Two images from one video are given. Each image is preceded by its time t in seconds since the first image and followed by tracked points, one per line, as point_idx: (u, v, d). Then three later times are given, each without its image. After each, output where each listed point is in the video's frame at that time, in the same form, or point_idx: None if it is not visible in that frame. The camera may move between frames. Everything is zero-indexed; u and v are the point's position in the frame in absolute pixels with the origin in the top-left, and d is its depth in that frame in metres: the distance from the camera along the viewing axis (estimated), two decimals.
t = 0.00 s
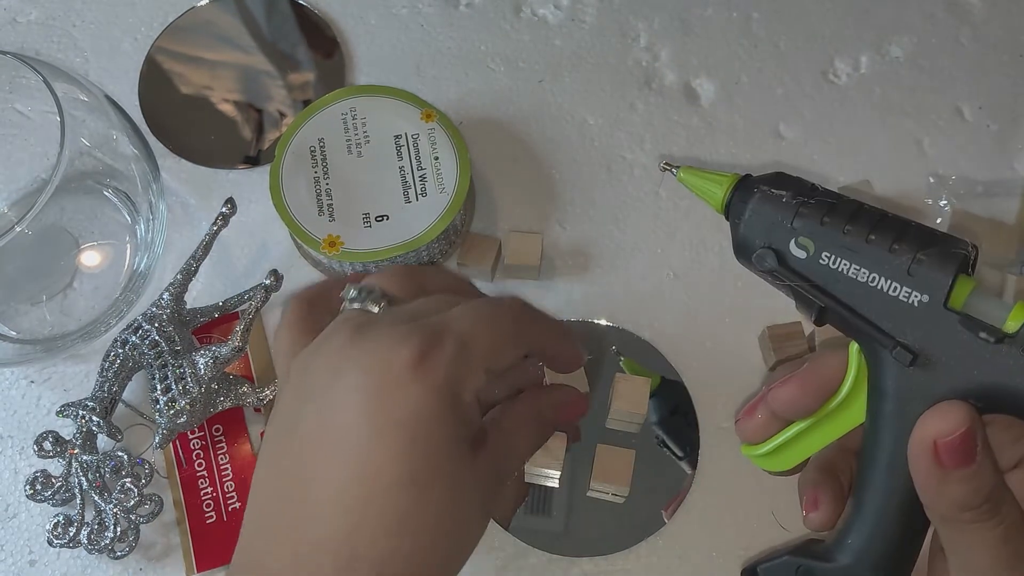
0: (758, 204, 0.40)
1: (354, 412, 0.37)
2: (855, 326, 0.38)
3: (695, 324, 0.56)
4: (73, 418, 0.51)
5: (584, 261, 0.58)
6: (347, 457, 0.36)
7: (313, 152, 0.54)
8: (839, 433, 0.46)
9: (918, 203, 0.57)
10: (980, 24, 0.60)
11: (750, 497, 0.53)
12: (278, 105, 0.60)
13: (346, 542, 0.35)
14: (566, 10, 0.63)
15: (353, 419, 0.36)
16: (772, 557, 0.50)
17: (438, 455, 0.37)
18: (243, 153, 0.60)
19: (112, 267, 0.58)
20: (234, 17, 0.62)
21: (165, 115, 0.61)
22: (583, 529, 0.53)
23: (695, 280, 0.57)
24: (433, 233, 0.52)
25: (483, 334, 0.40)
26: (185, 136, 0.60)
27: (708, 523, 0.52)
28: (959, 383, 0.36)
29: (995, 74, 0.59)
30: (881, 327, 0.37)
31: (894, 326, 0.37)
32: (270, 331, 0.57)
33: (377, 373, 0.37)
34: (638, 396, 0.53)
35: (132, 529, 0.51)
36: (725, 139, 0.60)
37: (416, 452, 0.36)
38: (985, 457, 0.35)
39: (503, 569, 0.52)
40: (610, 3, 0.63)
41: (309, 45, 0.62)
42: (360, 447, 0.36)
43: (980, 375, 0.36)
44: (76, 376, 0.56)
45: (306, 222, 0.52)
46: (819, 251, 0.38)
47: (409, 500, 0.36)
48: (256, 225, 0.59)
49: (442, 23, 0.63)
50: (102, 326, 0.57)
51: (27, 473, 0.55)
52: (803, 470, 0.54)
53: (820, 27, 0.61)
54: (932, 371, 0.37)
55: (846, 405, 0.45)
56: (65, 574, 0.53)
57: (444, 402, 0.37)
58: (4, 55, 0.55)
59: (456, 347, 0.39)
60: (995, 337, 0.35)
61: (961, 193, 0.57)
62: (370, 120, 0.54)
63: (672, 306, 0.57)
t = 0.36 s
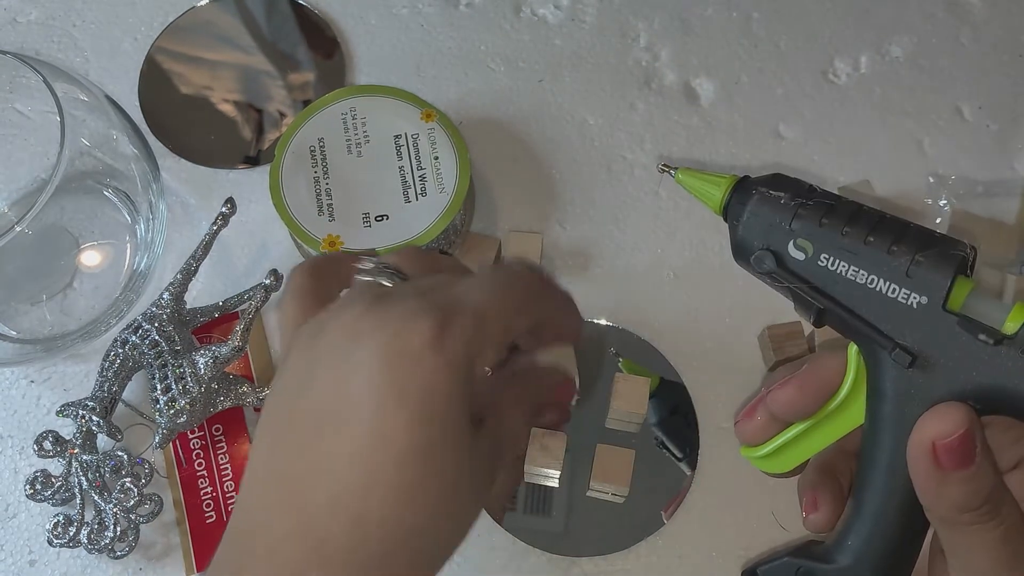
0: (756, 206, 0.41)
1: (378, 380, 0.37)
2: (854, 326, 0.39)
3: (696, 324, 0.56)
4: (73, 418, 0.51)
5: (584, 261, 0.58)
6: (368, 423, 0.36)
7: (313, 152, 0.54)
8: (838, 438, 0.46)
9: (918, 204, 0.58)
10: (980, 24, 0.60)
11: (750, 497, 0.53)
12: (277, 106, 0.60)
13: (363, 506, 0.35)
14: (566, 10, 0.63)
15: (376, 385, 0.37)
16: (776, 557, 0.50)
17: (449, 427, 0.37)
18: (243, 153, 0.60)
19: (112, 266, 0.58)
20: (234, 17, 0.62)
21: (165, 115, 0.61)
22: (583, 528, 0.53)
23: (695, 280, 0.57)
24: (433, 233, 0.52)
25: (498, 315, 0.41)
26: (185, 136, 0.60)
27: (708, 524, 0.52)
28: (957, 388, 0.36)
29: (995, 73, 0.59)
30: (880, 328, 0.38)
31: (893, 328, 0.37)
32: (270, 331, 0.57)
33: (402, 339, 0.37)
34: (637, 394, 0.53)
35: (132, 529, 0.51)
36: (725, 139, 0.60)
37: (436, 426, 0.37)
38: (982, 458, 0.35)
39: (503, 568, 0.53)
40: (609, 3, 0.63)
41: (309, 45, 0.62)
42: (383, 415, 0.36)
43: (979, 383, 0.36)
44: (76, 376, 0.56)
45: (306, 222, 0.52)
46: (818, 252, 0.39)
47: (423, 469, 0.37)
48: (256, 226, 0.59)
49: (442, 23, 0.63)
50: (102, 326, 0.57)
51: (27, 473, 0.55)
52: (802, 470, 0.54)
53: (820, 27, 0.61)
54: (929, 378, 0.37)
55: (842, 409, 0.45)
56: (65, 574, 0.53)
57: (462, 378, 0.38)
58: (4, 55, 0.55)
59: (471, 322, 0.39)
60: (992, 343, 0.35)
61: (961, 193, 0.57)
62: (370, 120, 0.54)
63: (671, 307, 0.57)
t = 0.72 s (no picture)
0: (697, 267, 0.39)
1: (249, 386, 0.41)
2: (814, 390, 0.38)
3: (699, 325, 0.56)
4: (73, 418, 0.51)
5: (584, 261, 0.58)
6: (246, 424, 0.40)
7: (313, 152, 0.54)
8: (814, 491, 0.45)
9: (917, 204, 0.58)
10: (980, 24, 0.60)
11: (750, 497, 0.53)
12: (277, 106, 0.60)
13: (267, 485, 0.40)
14: (566, 9, 0.63)
15: (249, 389, 0.41)
16: None
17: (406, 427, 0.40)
18: (243, 153, 0.60)
19: (112, 267, 0.59)
20: (234, 16, 0.61)
21: (165, 115, 0.61)
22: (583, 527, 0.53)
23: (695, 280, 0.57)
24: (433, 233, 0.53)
25: (363, 309, 0.41)
26: (184, 135, 0.60)
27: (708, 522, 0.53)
28: (938, 445, 0.36)
29: (996, 73, 0.59)
30: (841, 393, 0.37)
31: (858, 395, 0.37)
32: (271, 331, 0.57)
33: (287, 335, 0.44)
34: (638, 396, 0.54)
35: (132, 529, 0.51)
36: (725, 140, 0.60)
37: (300, 418, 0.40)
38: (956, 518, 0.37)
39: (503, 568, 0.53)
40: (609, 2, 0.62)
41: (310, 44, 0.62)
42: (251, 414, 0.40)
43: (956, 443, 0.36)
44: (76, 376, 0.57)
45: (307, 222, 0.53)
46: (765, 317, 0.38)
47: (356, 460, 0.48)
48: (256, 226, 0.59)
49: (442, 23, 0.63)
50: (101, 327, 0.57)
51: (27, 473, 0.55)
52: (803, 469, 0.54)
53: (820, 27, 0.61)
54: (903, 441, 0.37)
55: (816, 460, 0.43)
56: (66, 573, 0.53)
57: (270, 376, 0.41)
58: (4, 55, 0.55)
59: (343, 331, 0.41)
60: (963, 412, 0.35)
61: (962, 193, 0.57)
62: (370, 120, 0.54)
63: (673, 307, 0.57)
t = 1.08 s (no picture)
0: (653, 310, 0.39)
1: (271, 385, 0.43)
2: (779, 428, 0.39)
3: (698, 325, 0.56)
4: (73, 418, 0.51)
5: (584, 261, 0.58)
6: (259, 421, 0.43)
7: (313, 152, 0.54)
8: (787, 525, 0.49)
9: (918, 204, 0.58)
10: (980, 24, 0.60)
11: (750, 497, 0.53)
12: (277, 105, 0.60)
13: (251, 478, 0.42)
14: (566, 9, 0.63)
15: (269, 390, 0.43)
16: None
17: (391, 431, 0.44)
18: (243, 153, 0.60)
19: (112, 266, 0.58)
20: (234, 16, 0.61)
21: (165, 115, 0.61)
22: (582, 527, 0.53)
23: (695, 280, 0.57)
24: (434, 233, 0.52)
25: (392, 335, 0.42)
26: (184, 135, 0.60)
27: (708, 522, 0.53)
28: (905, 477, 0.37)
29: (996, 73, 0.59)
30: (807, 429, 0.38)
31: (822, 430, 0.37)
32: (270, 331, 0.57)
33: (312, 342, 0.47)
34: (637, 398, 0.52)
35: (132, 529, 0.51)
36: (725, 140, 0.60)
37: (308, 422, 0.42)
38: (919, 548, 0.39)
39: (503, 569, 0.53)
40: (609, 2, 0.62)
41: (309, 44, 0.62)
42: (267, 414, 0.43)
43: (926, 473, 0.36)
44: (76, 376, 0.57)
45: (307, 222, 0.52)
46: (726, 355, 0.38)
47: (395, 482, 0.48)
48: (256, 226, 0.59)
49: (442, 23, 0.63)
50: (101, 327, 0.57)
51: (27, 473, 0.55)
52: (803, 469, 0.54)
53: (820, 27, 0.61)
54: (870, 471, 0.37)
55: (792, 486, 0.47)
56: (65, 573, 0.53)
57: (291, 380, 0.43)
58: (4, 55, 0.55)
59: (365, 347, 0.43)
60: (927, 444, 0.35)
61: (962, 193, 0.57)
62: (370, 120, 0.54)
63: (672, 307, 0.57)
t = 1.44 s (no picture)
0: (649, 317, 0.39)
1: (285, 393, 0.45)
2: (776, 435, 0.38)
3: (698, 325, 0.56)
4: (73, 418, 0.51)
5: (584, 261, 0.58)
6: (267, 423, 0.44)
7: (313, 152, 0.54)
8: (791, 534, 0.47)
9: (918, 204, 0.58)
10: (980, 24, 0.60)
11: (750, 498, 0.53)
12: (277, 105, 0.60)
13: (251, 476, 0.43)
14: (566, 9, 0.63)
15: (282, 396, 0.45)
16: None
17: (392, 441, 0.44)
18: (243, 153, 0.60)
19: (112, 266, 0.58)
20: (234, 16, 0.61)
21: (166, 115, 0.61)
22: (583, 526, 0.53)
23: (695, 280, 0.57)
24: (434, 232, 0.52)
25: (401, 350, 0.43)
26: (185, 135, 0.60)
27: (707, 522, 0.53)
28: (903, 480, 0.36)
29: (996, 73, 0.59)
30: (802, 433, 0.37)
31: (818, 434, 0.37)
32: (270, 331, 0.57)
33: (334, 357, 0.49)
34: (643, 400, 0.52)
35: (131, 529, 0.51)
36: (725, 139, 0.60)
37: (310, 427, 0.43)
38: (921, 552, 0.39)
39: (503, 569, 0.53)
40: (609, 2, 0.62)
41: (309, 44, 0.62)
42: (274, 417, 0.44)
43: (923, 475, 0.36)
44: (76, 376, 0.57)
45: (307, 222, 0.52)
46: (722, 361, 0.37)
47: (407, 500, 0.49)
48: (256, 226, 0.59)
49: (442, 23, 0.63)
50: (101, 327, 0.57)
51: (27, 473, 0.55)
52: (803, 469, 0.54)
53: (820, 27, 0.61)
54: (867, 476, 0.37)
55: (795, 495, 0.46)
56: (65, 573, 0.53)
57: (303, 387, 0.45)
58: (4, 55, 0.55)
59: (376, 358, 0.44)
60: (923, 446, 0.35)
61: (962, 193, 0.57)
62: (370, 120, 0.54)
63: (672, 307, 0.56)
